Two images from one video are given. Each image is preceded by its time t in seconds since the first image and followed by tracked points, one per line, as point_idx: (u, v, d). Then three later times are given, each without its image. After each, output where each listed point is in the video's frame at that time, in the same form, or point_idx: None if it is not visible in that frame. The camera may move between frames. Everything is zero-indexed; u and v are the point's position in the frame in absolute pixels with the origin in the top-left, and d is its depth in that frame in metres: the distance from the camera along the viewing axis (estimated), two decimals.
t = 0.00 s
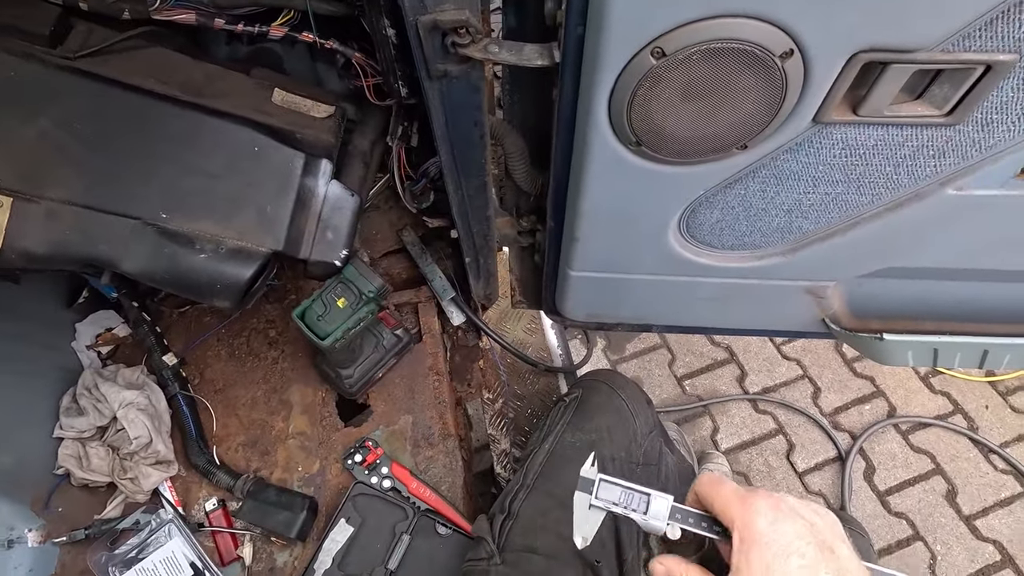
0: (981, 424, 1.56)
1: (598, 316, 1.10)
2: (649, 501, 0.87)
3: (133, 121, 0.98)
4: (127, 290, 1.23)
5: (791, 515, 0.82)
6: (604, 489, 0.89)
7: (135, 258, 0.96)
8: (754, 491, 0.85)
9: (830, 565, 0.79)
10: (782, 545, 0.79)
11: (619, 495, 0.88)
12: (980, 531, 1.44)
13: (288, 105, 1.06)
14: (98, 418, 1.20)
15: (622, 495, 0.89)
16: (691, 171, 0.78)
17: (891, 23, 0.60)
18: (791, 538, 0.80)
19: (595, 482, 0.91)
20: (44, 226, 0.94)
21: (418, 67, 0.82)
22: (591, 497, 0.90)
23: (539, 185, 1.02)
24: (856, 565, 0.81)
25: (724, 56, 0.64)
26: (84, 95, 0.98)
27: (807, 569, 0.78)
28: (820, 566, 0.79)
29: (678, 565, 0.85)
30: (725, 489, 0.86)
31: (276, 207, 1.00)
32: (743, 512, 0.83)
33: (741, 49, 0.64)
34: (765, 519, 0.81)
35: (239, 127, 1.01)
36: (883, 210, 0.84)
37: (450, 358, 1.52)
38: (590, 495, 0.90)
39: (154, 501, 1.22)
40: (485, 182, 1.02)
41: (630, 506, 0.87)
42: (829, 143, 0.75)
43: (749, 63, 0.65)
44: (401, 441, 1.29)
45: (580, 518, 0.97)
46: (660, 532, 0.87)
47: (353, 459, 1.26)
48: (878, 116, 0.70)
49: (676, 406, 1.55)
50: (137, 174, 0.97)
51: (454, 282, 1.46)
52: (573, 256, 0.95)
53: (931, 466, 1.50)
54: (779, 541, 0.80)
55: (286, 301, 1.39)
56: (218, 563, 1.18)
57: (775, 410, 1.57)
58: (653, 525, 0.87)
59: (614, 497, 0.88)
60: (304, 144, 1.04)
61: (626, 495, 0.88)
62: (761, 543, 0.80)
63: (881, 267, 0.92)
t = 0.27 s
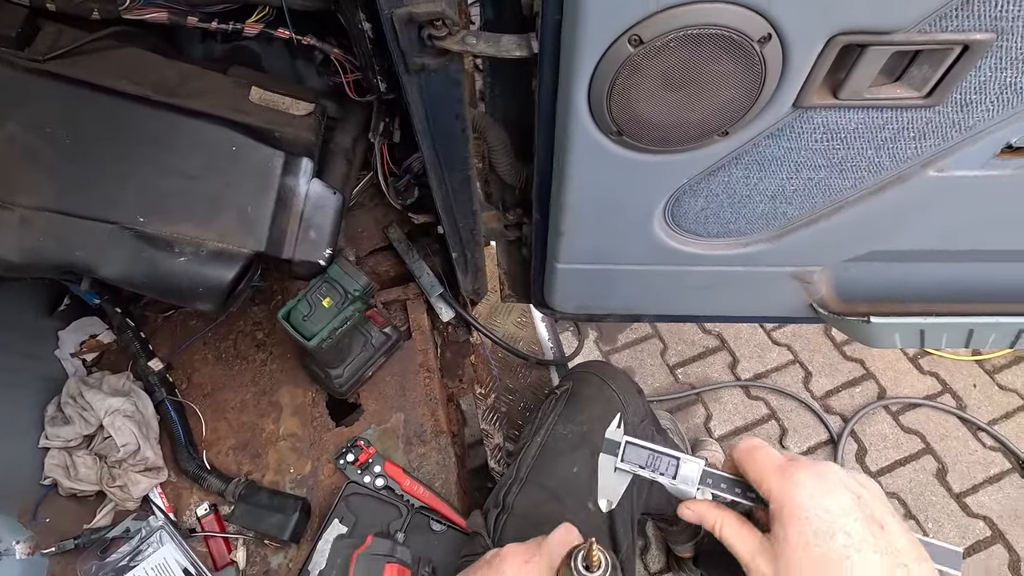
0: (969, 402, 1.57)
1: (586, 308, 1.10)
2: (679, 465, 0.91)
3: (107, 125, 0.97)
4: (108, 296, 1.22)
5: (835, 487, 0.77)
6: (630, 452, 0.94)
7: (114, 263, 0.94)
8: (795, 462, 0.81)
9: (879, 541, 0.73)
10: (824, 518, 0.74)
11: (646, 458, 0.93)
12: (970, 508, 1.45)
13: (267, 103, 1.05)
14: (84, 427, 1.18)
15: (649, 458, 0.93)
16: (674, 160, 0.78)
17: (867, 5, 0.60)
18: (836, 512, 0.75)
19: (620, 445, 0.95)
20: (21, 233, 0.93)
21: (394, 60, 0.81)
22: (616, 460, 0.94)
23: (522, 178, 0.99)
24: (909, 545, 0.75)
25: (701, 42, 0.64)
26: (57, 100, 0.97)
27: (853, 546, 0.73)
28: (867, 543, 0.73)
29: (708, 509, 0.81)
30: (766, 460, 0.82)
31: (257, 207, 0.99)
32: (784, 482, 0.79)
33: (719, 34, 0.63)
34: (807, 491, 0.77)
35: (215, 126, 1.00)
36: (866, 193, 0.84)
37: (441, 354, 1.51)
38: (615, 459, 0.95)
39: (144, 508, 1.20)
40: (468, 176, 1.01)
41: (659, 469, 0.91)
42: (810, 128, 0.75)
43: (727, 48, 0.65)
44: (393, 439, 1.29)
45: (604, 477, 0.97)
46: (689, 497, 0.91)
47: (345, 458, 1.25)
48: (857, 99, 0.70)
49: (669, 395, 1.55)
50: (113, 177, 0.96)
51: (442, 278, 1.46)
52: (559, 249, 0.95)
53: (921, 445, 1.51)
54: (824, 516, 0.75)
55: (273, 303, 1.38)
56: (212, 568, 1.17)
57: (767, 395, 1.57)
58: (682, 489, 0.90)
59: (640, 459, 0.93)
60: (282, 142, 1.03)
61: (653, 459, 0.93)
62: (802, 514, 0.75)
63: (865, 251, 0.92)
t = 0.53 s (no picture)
0: (958, 383, 1.58)
1: (575, 299, 1.09)
2: (687, 441, 0.90)
3: (79, 125, 0.95)
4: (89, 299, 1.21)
5: (863, 457, 0.77)
6: (636, 425, 0.94)
7: (90, 265, 0.93)
8: (818, 431, 0.79)
9: (913, 507, 0.75)
10: (859, 489, 0.74)
11: (652, 433, 0.92)
12: (961, 487, 1.46)
13: (243, 100, 1.04)
14: (69, 433, 1.17)
15: (656, 433, 0.92)
16: (655, 147, 0.77)
17: None
18: (870, 481, 0.75)
19: (626, 419, 0.94)
20: None
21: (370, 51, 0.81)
22: (622, 436, 0.94)
23: (507, 168, 0.98)
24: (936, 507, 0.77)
25: (678, 25, 0.64)
26: (27, 100, 0.95)
27: (891, 514, 0.74)
28: (902, 510, 0.74)
29: (728, 486, 0.79)
30: (786, 433, 0.80)
31: (236, 205, 0.98)
32: (811, 455, 0.77)
33: (695, 16, 0.63)
34: (839, 462, 0.76)
35: (191, 123, 0.98)
36: (850, 176, 0.83)
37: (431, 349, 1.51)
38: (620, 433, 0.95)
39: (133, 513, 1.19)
40: (450, 168, 1.00)
41: (667, 445, 0.90)
42: (791, 111, 0.75)
43: (704, 32, 0.64)
44: (384, 436, 1.28)
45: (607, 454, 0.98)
46: (699, 473, 0.89)
47: (336, 457, 1.24)
48: (838, 81, 0.70)
49: (661, 384, 1.55)
50: (87, 179, 0.94)
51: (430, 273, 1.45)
52: (544, 239, 0.94)
53: (912, 427, 1.52)
54: (858, 487, 0.74)
55: (258, 302, 1.37)
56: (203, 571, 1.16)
57: (759, 382, 1.58)
58: (691, 466, 0.89)
59: (646, 435, 0.92)
60: (260, 138, 1.02)
61: (659, 434, 0.92)
62: (837, 487, 0.74)
63: (850, 234, 0.92)
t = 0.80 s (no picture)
0: (950, 362, 1.58)
1: (568, 285, 1.09)
2: (690, 438, 0.89)
3: (61, 117, 0.94)
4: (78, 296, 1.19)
5: (864, 441, 0.77)
6: (637, 423, 0.92)
7: (78, 260, 0.93)
8: (817, 421, 0.79)
9: (916, 488, 0.76)
10: (863, 473, 0.75)
11: (655, 429, 0.91)
12: (954, 465, 1.47)
13: (228, 89, 1.02)
14: (62, 431, 1.16)
15: (658, 430, 0.91)
16: (644, 126, 0.77)
17: None
18: (873, 465, 0.76)
19: (627, 416, 0.93)
20: None
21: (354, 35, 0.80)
22: (625, 432, 0.92)
23: (497, 154, 0.97)
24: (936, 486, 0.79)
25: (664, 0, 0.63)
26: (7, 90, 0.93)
27: (896, 497, 0.75)
28: (905, 490, 0.76)
29: (738, 482, 0.80)
30: (785, 426, 0.80)
31: (223, 195, 0.97)
32: (812, 445, 0.77)
33: None
34: (839, 449, 0.76)
35: (175, 113, 0.97)
36: (840, 153, 0.83)
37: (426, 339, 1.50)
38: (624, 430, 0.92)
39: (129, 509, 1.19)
40: (439, 154, 0.99)
41: (671, 442, 0.89)
42: (780, 87, 0.74)
43: (690, 6, 0.64)
44: (380, 427, 1.28)
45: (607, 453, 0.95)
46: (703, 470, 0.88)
47: (332, 448, 1.24)
48: (826, 55, 0.70)
49: (657, 371, 1.55)
50: (71, 171, 0.93)
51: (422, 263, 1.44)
52: (535, 224, 0.94)
53: (905, 407, 1.53)
54: (862, 471, 0.75)
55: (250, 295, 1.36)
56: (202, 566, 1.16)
57: (754, 365, 1.58)
58: (694, 463, 0.88)
59: (648, 431, 0.91)
60: (246, 128, 1.01)
61: (662, 430, 0.91)
62: (841, 474, 0.74)
63: (841, 212, 0.92)
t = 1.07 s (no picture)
0: (942, 346, 1.59)
1: (562, 275, 1.09)
2: (705, 427, 0.91)
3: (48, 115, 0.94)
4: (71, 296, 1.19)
5: (879, 435, 0.78)
6: (653, 409, 0.95)
7: (70, 259, 0.93)
8: (831, 415, 0.81)
9: (932, 481, 0.76)
10: (879, 466, 0.75)
11: (669, 417, 0.94)
12: (947, 447, 1.49)
13: (216, 85, 1.02)
14: (57, 432, 1.16)
15: (673, 418, 0.94)
16: (634, 113, 0.77)
17: None
18: (888, 458, 0.76)
19: (642, 403, 0.96)
20: None
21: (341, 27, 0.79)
22: (639, 417, 0.96)
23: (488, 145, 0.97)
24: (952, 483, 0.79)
25: None
26: None
27: (914, 489, 0.75)
28: (922, 483, 0.75)
29: (754, 475, 0.82)
30: (800, 420, 0.82)
31: (214, 190, 0.97)
32: (827, 437, 0.78)
33: None
34: (854, 442, 0.77)
35: (163, 109, 0.97)
36: (829, 137, 0.83)
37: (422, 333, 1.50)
38: (635, 415, 0.96)
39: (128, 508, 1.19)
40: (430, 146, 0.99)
41: (686, 429, 0.92)
42: (768, 71, 0.74)
43: None
44: (378, 421, 1.28)
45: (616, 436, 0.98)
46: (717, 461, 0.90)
47: (330, 443, 1.24)
48: (813, 38, 0.70)
49: (652, 361, 1.56)
50: (60, 169, 0.93)
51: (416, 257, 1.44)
52: (528, 214, 0.94)
53: (899, 391, 1.54)
54: (877, 464, 0.75)
55: (243, 292, 1.36)
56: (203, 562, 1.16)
57: (748, 353, 1.59)
58: (708, 453, 0.90)
59: (662, 418, 0.94)
60: (235, 123, 1.00)
61: (677, 419, 0.94)
62: (857, 467, 0.75)
63: (831, 197, 0.92)
